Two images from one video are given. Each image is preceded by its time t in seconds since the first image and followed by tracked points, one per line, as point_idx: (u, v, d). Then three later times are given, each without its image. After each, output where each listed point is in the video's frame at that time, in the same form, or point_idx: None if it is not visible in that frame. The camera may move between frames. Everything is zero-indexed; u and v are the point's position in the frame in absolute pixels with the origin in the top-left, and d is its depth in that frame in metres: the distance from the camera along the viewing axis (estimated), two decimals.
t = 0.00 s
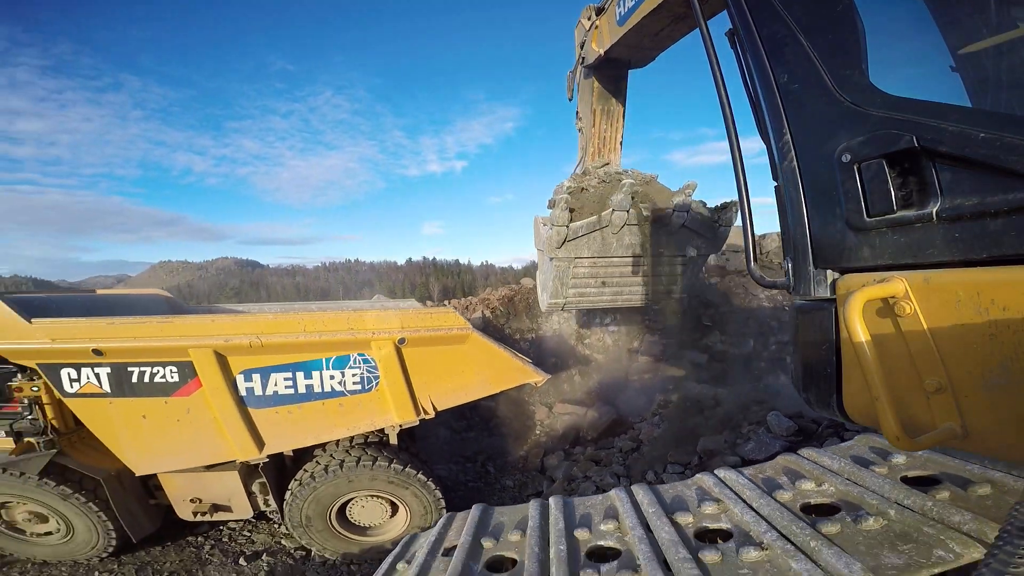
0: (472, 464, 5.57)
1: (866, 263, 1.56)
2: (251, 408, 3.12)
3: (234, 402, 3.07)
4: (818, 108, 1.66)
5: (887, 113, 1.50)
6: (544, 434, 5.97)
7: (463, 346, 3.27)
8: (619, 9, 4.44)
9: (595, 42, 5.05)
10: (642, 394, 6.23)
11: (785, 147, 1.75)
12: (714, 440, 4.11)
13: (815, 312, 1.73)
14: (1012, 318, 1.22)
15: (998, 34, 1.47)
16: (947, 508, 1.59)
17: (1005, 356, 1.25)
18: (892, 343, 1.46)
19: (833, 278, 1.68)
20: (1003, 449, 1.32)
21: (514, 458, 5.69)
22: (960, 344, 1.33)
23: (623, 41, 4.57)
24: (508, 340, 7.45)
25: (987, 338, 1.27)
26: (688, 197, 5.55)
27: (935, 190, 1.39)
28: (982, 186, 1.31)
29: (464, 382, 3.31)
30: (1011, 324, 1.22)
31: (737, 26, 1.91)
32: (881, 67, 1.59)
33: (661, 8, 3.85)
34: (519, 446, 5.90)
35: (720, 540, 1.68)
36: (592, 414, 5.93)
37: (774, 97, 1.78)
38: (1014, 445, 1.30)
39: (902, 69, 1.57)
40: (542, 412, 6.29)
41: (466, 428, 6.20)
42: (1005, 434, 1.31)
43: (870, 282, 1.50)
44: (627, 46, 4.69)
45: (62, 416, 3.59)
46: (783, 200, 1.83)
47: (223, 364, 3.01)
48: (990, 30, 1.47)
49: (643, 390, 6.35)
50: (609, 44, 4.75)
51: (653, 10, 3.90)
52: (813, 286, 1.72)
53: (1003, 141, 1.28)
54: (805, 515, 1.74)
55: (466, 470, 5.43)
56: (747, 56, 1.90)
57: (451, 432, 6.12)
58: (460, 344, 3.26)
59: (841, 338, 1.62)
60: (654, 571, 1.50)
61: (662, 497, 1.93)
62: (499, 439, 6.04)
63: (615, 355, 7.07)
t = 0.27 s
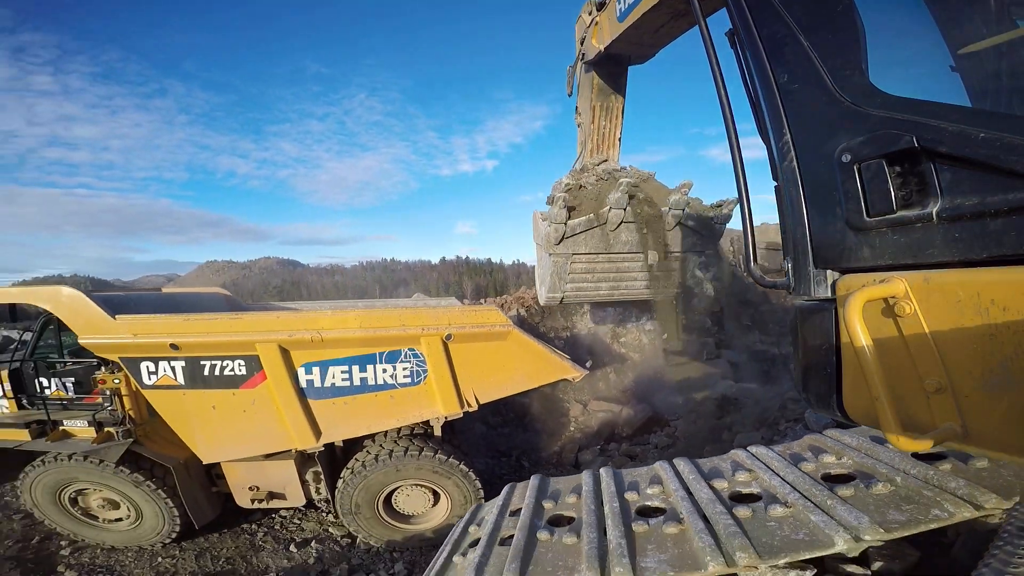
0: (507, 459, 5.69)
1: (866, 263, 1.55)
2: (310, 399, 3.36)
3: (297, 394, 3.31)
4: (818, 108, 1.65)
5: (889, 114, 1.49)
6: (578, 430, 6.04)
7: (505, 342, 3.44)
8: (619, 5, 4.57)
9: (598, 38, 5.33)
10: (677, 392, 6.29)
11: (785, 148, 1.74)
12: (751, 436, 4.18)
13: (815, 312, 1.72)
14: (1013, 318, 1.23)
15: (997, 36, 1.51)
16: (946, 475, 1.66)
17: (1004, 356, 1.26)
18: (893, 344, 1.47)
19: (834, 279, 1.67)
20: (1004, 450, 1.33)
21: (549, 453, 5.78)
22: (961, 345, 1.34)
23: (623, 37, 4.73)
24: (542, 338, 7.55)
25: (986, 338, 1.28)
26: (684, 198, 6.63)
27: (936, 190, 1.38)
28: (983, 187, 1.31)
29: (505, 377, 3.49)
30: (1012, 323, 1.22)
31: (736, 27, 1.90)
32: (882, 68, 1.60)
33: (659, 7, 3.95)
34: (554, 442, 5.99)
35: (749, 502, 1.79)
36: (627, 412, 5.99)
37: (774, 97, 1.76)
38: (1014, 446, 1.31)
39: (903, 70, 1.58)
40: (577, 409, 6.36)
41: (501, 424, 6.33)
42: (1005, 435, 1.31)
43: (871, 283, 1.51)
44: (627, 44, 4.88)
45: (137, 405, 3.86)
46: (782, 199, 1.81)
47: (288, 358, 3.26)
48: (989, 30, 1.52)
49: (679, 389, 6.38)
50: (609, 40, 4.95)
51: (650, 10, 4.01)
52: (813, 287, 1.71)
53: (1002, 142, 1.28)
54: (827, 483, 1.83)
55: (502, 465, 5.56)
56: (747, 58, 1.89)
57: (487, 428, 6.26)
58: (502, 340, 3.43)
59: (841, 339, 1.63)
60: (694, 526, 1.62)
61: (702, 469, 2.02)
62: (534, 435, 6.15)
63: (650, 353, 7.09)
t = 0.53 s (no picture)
0: (543, 454, 5.79)
1: (866, 266, 1.42)
2: (365, 391, 3.59)
3: (353, 387, 3.55)
4: (815, 104, 1.51)
5: (888, 113, 1.37)
6: (614, 427, 6.10)
7: (544, 337, 3.60)
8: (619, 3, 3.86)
9: (595, 38, 4.36)
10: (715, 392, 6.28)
11: (781, 146, 1.59)
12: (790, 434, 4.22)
13: (814, 314, 1.55)
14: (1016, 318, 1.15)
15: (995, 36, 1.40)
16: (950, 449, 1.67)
17: (1006, 357, 1.18)
18: (891, 346, 1.37)
19: (834, 278, 1.52)
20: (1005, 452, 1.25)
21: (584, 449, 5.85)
22: (961, 345, 1.25)
23: (622, 39, 3.96)
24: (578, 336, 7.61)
25: (988, 339, 1.20)
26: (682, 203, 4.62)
27: (935, 190, 1.27)
28: (984, 189, 1.21)
29: (545, 371, 3.64)
30: (1015, 323, 1.15)
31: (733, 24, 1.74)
32: (881, 64, 1.47)
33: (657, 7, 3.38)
34: (590, 439, 6.07)
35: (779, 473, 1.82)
36: (664, 410, 6.03)
37: (772, 96, 1.61)
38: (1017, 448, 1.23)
39: (902, 68, 1.46)
40: (613, 406, 6.41)
41: (537, 420, 6.43)
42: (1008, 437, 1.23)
43: (872, 283, 1.38)
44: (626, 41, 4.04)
45: (205, 397, 4.24)
46: (780, 198, 1.66)
47: (345, 351, 3.50)
48: (991, 29, 1.41)
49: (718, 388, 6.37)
50: (609, 41, 4.09)
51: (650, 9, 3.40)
52: (812, 286, 1.56)
53: (1003, 141, 1.18)
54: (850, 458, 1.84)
55: (537, 460, 5.67)
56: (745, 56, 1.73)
57: (524, 424, 6.37)
58: (541, 336, 3.59)
59: (841, 340, 1.47)
60: (733, 492, 1.65)
61: (737, 444, 2.09)
62: (570, 431, 6.23)
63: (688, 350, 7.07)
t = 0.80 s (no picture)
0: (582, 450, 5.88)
1: (867, 267, 1.31)
2: (422, 382, 3.84)
3: (411, 380, 3.81)
4: (813, 101, 1.40)
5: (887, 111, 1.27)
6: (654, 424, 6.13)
7: (588, 334, 3.79)
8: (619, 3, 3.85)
9: (597, 39, 4.40)
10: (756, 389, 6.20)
11: (778, 145, 1.46)
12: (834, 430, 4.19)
13: (811, 316, 1.42)
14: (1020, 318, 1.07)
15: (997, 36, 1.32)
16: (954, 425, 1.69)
17: (1008, 359, 1.10)
18: (888, 349, 1.25)
19: (834, 278, 1.38)
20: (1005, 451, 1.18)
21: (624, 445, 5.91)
22: (962, 347, 1.15)
23: (624, 38, 3.96)
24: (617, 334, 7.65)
25: (990, 340, 1.11)
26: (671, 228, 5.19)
27: (935, 190, 1.18)
28: (987, 191, 1.12)
29: (589, 367, 3.82)
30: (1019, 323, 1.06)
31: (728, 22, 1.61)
32: (879, 61, 1.37)
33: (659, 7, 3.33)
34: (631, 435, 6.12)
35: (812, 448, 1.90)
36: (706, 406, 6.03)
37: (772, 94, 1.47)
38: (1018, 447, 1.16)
39: (902, 65, 1.36)
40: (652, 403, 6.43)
41: (577, 416, 6.52)
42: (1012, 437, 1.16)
43: (872, 284, 1.26)
44: (628, 42, 4.05)
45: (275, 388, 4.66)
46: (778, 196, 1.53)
47: (404, 345, 3.77)
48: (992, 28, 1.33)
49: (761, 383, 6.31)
50: (610, 42, 4.10)
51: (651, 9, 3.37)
52: (811, 286, 1.42)
53: (1003, 141, 1.10)
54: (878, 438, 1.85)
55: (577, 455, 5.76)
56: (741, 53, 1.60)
57: (564, 420, 6.48)
58: (585, 332, 3.78)
59: (840, 341, 1.35)
60: (770, 459, 1.76)
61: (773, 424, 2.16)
62: (610, 427, 6.29)
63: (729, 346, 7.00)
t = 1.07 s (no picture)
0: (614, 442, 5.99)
1: (867, 266, 1.37)
2: (462, 376, 4.03)
3: (452, 374, 4.00)
4: (816, 104, 1.45)
5: (887, 113, 1.33)
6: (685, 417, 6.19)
7: (625, 331, 3.92)
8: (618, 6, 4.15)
9: (596, 39, 4.75)
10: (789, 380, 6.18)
11: (779, 147, 1.52)
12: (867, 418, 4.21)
13: (813, 315, 1.49)
14: (1017, 318, 1.12)
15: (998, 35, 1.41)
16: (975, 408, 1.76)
17: (1007, 358, 1.16)
18: (890, 348, 1.31)
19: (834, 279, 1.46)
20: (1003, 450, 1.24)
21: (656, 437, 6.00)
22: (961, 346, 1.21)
23: (624, 39, 4.27)
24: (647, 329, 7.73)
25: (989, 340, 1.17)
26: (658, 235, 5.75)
27: (935, 191, 1.24)
28: (986, 190, 1.18)
29: (626, 362, 3.96)
30: (1017, 323, 1.12)
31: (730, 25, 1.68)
32: (880, 65, 1.43)
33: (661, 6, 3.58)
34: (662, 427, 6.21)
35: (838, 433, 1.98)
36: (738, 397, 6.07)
37: (773, 96, 1.53)
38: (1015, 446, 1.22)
39: (902, 69, 1.42)
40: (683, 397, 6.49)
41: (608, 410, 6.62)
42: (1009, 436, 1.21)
43: (874, 283, 1.32)
44: (626, 44, 4.39)
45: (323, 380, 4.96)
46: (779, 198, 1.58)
47: (446, 341, 3.96)
48: (991, 29, 1.42)
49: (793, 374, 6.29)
50: (610, 42, 4.44)
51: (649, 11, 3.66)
52: (811, 288, 1.50)
53: (1003, 141, 1.16)
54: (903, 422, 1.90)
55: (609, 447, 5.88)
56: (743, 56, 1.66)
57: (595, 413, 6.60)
58: (622, 329, 3.92)
59: (840, 339, 1.41)
60: (796, 440, 1.86)
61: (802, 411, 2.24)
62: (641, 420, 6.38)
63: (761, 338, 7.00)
